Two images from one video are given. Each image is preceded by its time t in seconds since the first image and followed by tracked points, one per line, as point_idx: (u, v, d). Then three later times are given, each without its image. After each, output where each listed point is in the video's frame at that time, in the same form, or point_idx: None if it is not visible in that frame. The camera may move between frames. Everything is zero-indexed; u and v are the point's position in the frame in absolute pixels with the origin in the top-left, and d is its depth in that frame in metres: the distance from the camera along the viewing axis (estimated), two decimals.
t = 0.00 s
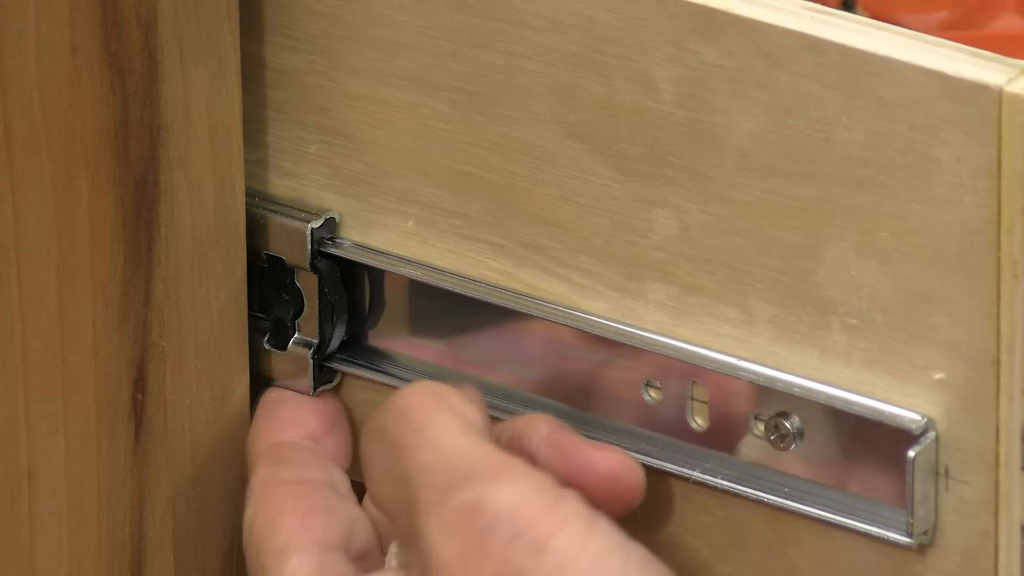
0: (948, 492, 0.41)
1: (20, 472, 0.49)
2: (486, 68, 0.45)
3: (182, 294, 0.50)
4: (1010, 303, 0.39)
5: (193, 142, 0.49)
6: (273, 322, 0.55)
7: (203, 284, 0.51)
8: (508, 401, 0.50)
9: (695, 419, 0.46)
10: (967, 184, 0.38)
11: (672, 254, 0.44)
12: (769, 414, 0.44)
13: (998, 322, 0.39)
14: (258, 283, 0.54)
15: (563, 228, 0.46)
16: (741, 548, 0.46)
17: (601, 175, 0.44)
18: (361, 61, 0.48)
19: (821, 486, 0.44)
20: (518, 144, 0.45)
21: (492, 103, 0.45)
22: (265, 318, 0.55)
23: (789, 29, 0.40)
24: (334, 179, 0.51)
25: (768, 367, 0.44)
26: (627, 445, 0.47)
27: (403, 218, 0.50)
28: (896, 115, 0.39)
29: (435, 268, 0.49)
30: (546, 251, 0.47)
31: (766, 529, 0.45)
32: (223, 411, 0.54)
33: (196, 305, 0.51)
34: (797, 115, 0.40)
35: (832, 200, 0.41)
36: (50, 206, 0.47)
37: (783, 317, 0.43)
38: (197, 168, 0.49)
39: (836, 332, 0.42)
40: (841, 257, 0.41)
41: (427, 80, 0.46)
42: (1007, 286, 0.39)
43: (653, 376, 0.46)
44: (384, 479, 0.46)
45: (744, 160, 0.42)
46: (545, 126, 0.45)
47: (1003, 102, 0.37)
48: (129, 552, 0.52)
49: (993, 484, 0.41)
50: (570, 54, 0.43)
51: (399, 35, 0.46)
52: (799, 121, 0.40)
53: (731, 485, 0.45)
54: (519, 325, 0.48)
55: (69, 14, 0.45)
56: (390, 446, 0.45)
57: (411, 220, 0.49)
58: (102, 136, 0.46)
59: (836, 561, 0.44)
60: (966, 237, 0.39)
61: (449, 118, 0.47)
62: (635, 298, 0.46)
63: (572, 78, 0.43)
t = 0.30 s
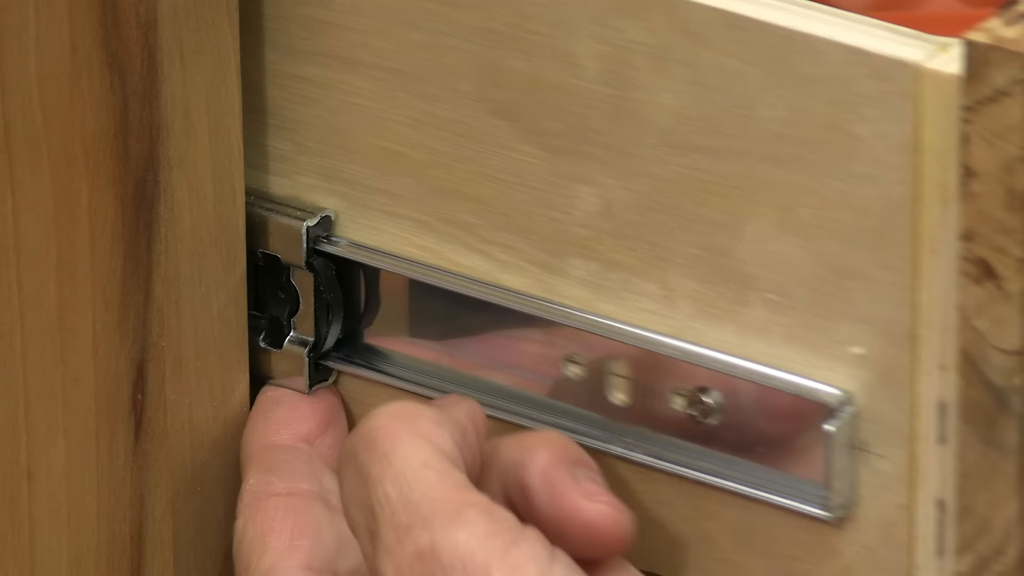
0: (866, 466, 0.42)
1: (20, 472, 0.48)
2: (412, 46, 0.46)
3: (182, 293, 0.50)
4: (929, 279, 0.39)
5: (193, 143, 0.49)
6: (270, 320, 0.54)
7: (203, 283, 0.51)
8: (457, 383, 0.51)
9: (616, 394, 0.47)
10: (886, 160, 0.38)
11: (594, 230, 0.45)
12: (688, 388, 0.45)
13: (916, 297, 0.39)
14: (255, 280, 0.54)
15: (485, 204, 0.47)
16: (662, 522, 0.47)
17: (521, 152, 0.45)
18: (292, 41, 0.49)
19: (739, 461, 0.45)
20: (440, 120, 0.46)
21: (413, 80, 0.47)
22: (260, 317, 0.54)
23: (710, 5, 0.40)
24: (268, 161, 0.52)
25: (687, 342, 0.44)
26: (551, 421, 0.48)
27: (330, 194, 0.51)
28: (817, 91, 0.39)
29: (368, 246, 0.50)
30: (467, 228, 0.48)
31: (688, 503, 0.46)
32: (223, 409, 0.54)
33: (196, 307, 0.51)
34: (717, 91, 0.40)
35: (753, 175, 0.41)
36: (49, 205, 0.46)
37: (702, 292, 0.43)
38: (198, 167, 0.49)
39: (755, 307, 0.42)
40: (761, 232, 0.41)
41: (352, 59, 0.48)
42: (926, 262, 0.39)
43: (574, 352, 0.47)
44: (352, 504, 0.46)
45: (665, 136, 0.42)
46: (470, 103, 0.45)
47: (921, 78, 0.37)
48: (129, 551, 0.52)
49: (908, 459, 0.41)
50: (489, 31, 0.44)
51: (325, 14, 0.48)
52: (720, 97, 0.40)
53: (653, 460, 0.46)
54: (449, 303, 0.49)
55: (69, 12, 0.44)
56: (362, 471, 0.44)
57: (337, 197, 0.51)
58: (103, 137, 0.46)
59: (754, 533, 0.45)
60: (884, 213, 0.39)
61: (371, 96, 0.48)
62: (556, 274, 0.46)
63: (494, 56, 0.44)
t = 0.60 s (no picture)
0: (849, 461, 0.42)
1: (20, 472, 0.51)
2: (391, 40, 0.46)
3: (182, 293, 0.50)
4: (909, 273, 0.39)
5: (194, 142, 0.49)
6: (267, 320, 0.53)
7: (203, 283, 0.50)
8: (441, 379, 0.50)
9: (597, 389, 0.46)
10: (866, 154, 0.39)
11: (574, 224, 0.45)
12: (670, 383, 0.44)
13: (898, 291, 0.39)
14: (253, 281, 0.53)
15: (466, 199, 0.47)
16: (645, 517, 0.47)
17: (504, 147, 0.45)
18: (274, 36, 0.49)
19: (722, 455, 0.44)
20: (421, 115, 0.46)
21: (396, 75, 0.46)
22: (259, 317, 0.53)
23: None
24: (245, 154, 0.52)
25: (670, 336, 0.44)
26: (533, 415, 0.48)
27: (311, 188, 0.51)
28: (794, 85, 0.39)
29: (359, 243, 0.50)
30: (449, 222, 0.47)
31: (672, 498, 0.46)
32: (224, 411, 0.52)
33: (196, 306, 0.50)
34: (697, 86, 0.41)
35: (731, 169, 0.41)
36: (50, 206, 0.49)
37: (684, 286, 0.43)
38: (199, 167, 0.49)
39: (736, 301, 0.42)
40: (742, 227, 0.41)
41: (333, 53, 0.48)
42: (905, 257, 0.39)
43: (555, 346, 0.47)
44: None
45: (645, 131, 0.42)
46: (451, 98, 0.45)
47: (901, 73, 0.37)
48: (130, 551, 0.52)
49: (893, 453, 0.41)
50: (471, 25, 0.44)
51: (303, 7, 0.48)
52: (699, 92, 0.41)
53: (634, 455, 0.45)
54: (429, 297, 0.49)
55: (69, 13, 0.47)
56: None
57: (318, 192, 0.50)
58: (104, 137, 0.48)
59: (737, 528, 0.45)
60: (864, 207, 0.39)
61: (355, 90, 0.48)
62: (539, 269, 0.46)
63: (475, 50, 0.44)
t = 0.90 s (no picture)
0: (874, 471, 0.42)
1: (20, 473, 0.52)
2: (415, 48, 0.46)
3: (182, 294, 0.49)
4: (935, 282, 0.39)
5: (194, 141, 0.48)
6: (273, 322, 0.54)
7: (203, 284, 0.50)
8: (464, 388, 0.50)
9: (623, 398, 0.47)
10: (892, 163, 0.38)
11: (600, 233, 0.45)
12: (695, 392, 0.45)
13: (923, 300, 0.39)
14: (258, 283, 0.54)
15: (491, 208, 0.47)
16: (670, 526, 0.47)
17: (529, 155, 0.45)
18: (296, 43, 0.49)
19: (747, 464, 0.44)
20: (446, 123, 0.46)
21: (421, 83, 0.46)
22: (265, 319, 0.54)
23: (714, 9, 0.40)
24: (268, 162, 0.52)
25: (695, 345, 0.44)
26: (556, 424, 0.48)
27: (335, 198, 0.51)
28: (822, 94, 0.39)
29: (366, 246, 0.50)
30: (474, 231, 0.47)
31: (696, 507, 0.46)
32: (223, 411, 0.52)
33: (195, 305, 0.50)
34: (722, 95, 0.40)
35: (757, 178, 0.41)
36: (50, 207, 0.49)
37: (709, 295, 0.43)
38: (198, 167, 0.49)
39: (762, 310, 0.42)
40: (767, 236, 0.41)
41: (357, 61, 0.48)
42: (932, 266, 0.38)
43: (580, 356, 0.47)
44: None
45: (671, 139, 0.42)
46: (476, 106, 0.45)
47: (928, 83, 0.37)
48: (128, 552, 0.52)
49: (918, 463, 0.41)
50: (497, 34, 0.44)
51: (328, 16, 0.48)
52: (725, 101, 0.40)
53: (659, 464, 0.45)
54: (453, 306, 0.49)
55: (69, 13, 0.47)
56: None
57: (342, 200, 0.50)
58: (104, 137, 0.48)
59: (762, 537, 0.45)
60: (890, 216, 0.39)
61: (379, 98, 0.48)
62: (564, 278, 0.46)
63: (500, 59, 0.44)
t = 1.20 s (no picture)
0: (875, 471, 0.42)
1: (20, 472, 0.52)
2: (416, 48, 0.46)
3: (182, 294, 0.49)
4: (936, 281, 0.39)
5: (194, 141, 0.48)
6: (273, 322, 0.54)
7: (203, 283, 0.50)
8: (465, 388, 0.50)
9: (623, 398, 0.47)
10: (893, 162, 0.38)
11: (600, 233, 0.45)
12: (696, 393, 0.44)
13: (924, 300, 0.39)
14: (258, 283, 0.54)
15: (492, 208, 0.47)
16: (670, 525, 0.47)
17: (530, 155, 0.45)
18: (296, 43, 0.49)
19: (747, 464, 0.44)
20: (446, 123, 0.46)
21: (422, 83, 0.46)
22: (264, 319, 0.54)
23: (715, 8, 0.40)
24: (268, 162, 0.52)
25: (696, 345, 0.44)
26: (556, 424, 0.48)
27: (335, 198, 0.51)
28: (822, 94, 0.39)
29: (365, 246, 0.50)
30: (474, 230, 0.47)
31: (696, 507, 0.46)
32: (223, 412, 0.52)
33: (196, 305, 0.50)
34: (723, 94, 0.40)
35: (757, 178, 0.41)
36: (50, 207, 0.49)
37: (710, 295, 0.43)
38: (198, 167, 0.48)
39: (762, 310, 0.42)
40: (767, 236, 0.41)
41: (358, 61, 0.48)
42: (933, 265, 0.38)
43: (580, 356, 0.47)
44: None
45: (672, 139, 0.42)
46: (476, 106, 0.45)
47: (929, 82, 0.37)
48: (128, 552, 0.52)
49: (919, 462, 0.41)
50: (497, 33, 0.44)
51: (329, 16, 0.48)
52: (725, 100, 0.40)
53: (659, 463, 0.46)
54: (453, 305, 0.49)
55: (69, 13, 0.47)
56: None
57: (343, 200, 0.50)
58: (103, 136, 0.48)
59: (763, 538, 0.45)
60: (890, 216, 0.39)
61: (379, 98, 0.48)
62: (564, 277, 0.46)
63: (501, 58, 0.44)
